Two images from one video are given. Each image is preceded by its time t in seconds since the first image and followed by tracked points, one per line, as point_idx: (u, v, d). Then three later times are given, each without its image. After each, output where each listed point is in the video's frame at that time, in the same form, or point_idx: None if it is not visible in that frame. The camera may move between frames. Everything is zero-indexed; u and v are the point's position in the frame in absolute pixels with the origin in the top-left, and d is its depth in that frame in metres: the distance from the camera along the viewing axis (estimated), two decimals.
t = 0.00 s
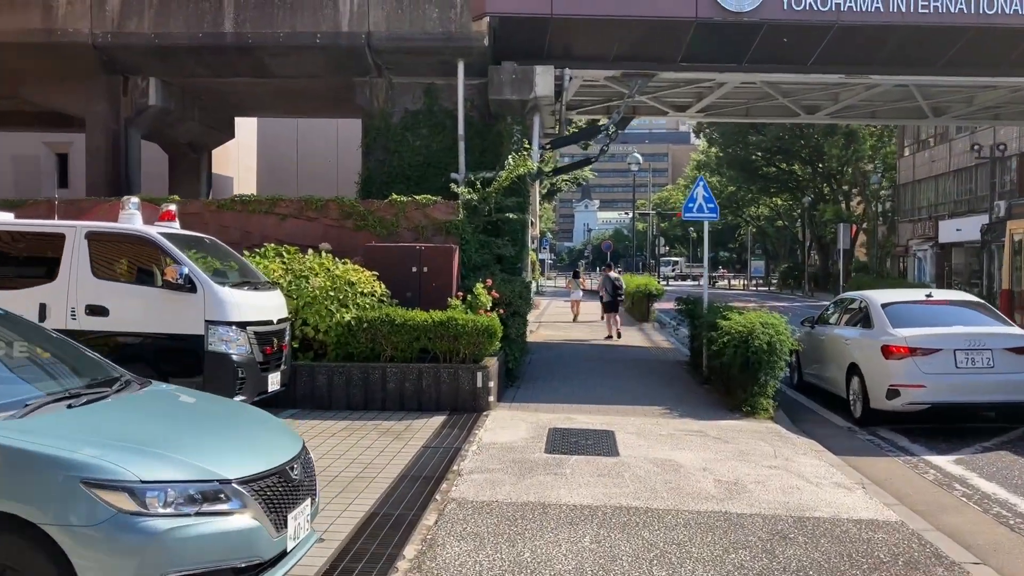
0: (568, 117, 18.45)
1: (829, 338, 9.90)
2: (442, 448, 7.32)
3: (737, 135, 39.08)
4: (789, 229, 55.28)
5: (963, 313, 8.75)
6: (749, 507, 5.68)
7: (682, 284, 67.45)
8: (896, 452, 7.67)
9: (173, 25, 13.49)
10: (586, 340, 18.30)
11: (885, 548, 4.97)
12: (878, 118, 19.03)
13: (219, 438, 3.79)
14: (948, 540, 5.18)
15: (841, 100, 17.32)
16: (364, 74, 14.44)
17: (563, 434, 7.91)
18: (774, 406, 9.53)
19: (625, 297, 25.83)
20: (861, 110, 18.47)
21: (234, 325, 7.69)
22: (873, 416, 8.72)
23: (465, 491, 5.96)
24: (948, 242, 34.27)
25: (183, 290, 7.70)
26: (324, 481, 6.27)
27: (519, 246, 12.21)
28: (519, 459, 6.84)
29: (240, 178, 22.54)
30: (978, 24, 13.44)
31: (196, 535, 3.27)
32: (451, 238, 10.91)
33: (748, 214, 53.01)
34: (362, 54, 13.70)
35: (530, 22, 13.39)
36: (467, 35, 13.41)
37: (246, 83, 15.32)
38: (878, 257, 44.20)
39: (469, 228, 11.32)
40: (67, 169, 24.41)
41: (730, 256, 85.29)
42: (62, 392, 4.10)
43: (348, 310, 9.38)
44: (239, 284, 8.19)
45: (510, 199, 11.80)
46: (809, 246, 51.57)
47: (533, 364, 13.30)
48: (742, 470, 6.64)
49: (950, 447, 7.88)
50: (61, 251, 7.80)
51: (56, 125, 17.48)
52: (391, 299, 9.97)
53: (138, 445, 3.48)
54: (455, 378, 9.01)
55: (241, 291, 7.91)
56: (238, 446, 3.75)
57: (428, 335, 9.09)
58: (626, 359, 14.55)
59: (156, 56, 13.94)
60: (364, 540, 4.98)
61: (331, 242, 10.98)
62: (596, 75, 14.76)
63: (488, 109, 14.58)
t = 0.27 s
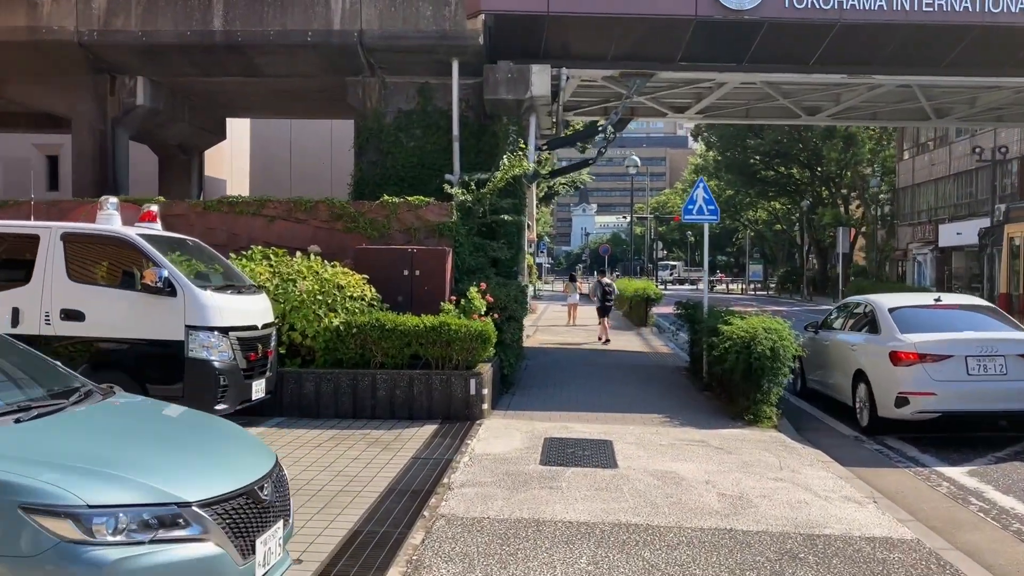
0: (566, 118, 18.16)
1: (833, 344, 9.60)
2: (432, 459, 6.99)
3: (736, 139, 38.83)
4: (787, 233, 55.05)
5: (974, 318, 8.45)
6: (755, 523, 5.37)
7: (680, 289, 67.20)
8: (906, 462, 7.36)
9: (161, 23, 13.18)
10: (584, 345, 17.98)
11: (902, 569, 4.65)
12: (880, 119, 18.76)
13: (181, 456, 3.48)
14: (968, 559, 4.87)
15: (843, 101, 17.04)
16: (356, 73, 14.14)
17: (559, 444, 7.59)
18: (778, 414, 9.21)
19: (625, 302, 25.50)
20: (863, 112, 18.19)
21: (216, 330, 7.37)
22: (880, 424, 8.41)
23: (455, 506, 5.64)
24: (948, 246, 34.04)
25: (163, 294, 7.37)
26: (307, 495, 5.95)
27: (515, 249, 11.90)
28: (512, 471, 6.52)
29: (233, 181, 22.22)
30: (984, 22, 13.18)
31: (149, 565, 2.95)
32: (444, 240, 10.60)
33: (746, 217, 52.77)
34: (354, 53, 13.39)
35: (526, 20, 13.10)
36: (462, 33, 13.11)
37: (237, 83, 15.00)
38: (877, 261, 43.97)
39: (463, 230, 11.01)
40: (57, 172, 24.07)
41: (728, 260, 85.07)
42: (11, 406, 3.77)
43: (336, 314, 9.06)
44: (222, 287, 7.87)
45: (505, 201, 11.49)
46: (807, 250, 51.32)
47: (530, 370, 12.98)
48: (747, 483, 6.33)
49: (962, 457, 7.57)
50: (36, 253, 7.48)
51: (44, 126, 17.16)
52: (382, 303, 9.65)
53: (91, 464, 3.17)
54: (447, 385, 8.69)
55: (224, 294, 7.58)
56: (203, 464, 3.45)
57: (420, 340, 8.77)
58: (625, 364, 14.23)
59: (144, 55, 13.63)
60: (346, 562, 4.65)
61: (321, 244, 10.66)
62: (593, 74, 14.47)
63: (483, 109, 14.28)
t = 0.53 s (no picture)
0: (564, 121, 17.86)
1: (841, 352, 9.28)
2: (423, 475, 6.66)
3: (736, 142, 38.57)
4: (787, 237, 54.74)
5: (988, 326, 8.14)
6: (765, 547, 5.05)
7: (680, 293, 66.86)
8: (920, 477, 7.03)
9: (149, 23, 12.87)
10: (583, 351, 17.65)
11: None
12: (883, 121, 18.46)
13: (142, 484, 3.21)
14: None
15: (846, 103, 16.74)
16: (350, 75, 13.83)
17: (557, 458, 7.27)
18: (784, 425, 8.90)
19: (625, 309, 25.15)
20: (867, 114, 17.90)
21: (198, 340, 7.05)
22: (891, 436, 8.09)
23: (446, 528, 5.31)
24: (950, 250, 33.71)
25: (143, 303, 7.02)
26: (291, 516, 5.62)
27: (513, 254, 11.60)
28: (508, 489, 6.19)
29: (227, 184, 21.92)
30: (992, 22, 12.87)
31: None
32: (439, 245, 10.28)
33: (746, 222, 52.44)
34: (347, 54, 13.08)
35: (523, 19, 12.80)
36: (458, 33, 12.81)
37: (229, 85, 14.70)
38: (878, 265, 43.67)
39: (458, 235, 10.69)
40: (49, 176, 23.75)
41: (727, 265, 84.78)
42: None
43: (326, 322, 8.75)
44: (206, 295, 7.55)
45: (501, 204, 11.17)
46: (807, 254, 51.01)
47: (527, 378, 12.66)
48: (755, 502, 6.01)
49: (977, 471, 7.25)
50: (11, 260, 7.19)
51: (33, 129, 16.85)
52: (374, 311, 9.33)
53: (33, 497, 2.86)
54: (441, 396, 8.38)
55: (207, 304, 7.26)
56: (165, 493, 3.17)
57: (413, 349, 8.45)
58: (624, 372, 13.91)
59: (133, 56, 13.32)
60: None
61: (312, 249, 10.34)
62: (593, 76, 14.17)
63: (480, 111, 13.98)
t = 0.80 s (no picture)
0: (564, 120, 17.54)
1: (851, 357, 8.95)
2: (416, 486, 6.33)
3: (736, 144, 38.26)
4: (788, 239, 54.43)
5: (1005, 328, 7.81)
6: (779, 565, 4.73)
7: (679, 296, 66.53)
8: (938, 488, 6.70)
9: (138, 19, 12.55)
10: (582, 355, 17.32)
11: None
12: (889, 121, 18.15)
13: (95, 517, 2.95)
14: None
15: (851, 102, 16.43)
16: (345, 72, 13.52)
17: (557, 468, 6.94)
18: (792, 432, 8.57)
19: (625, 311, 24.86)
20: (872, 113, 17.60)
21: (180, 344, 6.72)
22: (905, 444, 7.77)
23: (439, 545, 4.98)
24: (953, 252, 33.41)
25: (123, 306, 6.70)
26: (273, 531, 5.29)
27: (511, 255, 11.26)
28: (505, 501, 5.86)
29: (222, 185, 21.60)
30: (1001, 18, 12.57)
31: None
32: (434, 246, 9.95)
33: (745, 224, 52.13)
34: (341, 50, 12.75)
35: (521, 15, 12.48)
36: (455, 29, 12.50)
37: (221, 82, 14.38)
38: (879, 268, 43.36)
39: (455, 235, 10.36)
40: (41, 177, 23.42)
41: (727, 268, 84.47)
42: None
43: (317, 326, 8.41)
44: (189, 297, 7.23)
45: (499, 204, 10.84)
46: (808, 257, 50.70)
47: (526, 383, 12.33)
48: (766, 515, 5.69)
49: (997, 481, 6.92)
50: None
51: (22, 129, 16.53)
52: (366, 314, 9.01)
53: None
54: (436, 402, 8.05)
55: (190, 305, 6.92)
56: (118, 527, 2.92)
57: (406, 353, 8.12)
58: (625, 376, 13.59)
59: (121, 53, 13.01)
60: None
61: (303, 250, 10.02)
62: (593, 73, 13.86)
63: (477, 109, 13.66)
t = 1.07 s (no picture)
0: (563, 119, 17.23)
1: (861, 362, 8.64)
2: (409, 500, 6.02)
3: (737, 144, 37.99)
4: (789, 240, 54.12)
5: None
6: None
7: (680, 297, 66.20)
8: (957, 501, 6.38)
9: (128, 14, 12.24)
10: (582, 357, 17.01)
11: None
12: (895, 120, 17.84)
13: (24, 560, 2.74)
14: None
15: (857, 100, 16.13)
16: (339, 69, 13.20)
17: (556, 479, 6.64)
18: (802, 440, 8.26)
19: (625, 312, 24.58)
20: (878, 112, 17.29)
21: (162, 350, 6.41)
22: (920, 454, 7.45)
23: (431, 566, 4.66)
24: (956, 253, 33.11)
25: (101, 311, 6.40)
26: (255, 550, 4.98)
27: (510, 256, 10.96)
28: (502, 517, 5.55)
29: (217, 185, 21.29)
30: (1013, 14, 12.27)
31: None
32: (430, 247, 9.63)
33: (746, 225, 51.82)
34: (336, 47, 12.41)
35: (521, 10, 12.17)
36: (452, 25, 12.18)
37: (213, 80, 14.06)
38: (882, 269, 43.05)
39: (452, 236, 10.05)
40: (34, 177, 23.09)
41: (728, 268, 84.15)
42: None
43: (307, 330, 8.09)
44: (173, 301, 6.92)
45: (497, 203, 10.53)
46: (809, 258, 50.39)
47: (525, 387, 12.01)
48: (778, 532, 5.38)
49: (1018, 493, 6.60)
50: None
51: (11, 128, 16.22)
52: (359, 317, 8.69)
53: None
54: (431, 410, 7.73)
55: (173, 309, 6.61)
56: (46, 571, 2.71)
57: (400, 358, 7.81)
58: (627, 380, 13.27)
59: (111, 50, 12.70)
60: None
61: (295, 251, 9.71)
62: (593, 70, 13.55)
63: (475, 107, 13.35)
